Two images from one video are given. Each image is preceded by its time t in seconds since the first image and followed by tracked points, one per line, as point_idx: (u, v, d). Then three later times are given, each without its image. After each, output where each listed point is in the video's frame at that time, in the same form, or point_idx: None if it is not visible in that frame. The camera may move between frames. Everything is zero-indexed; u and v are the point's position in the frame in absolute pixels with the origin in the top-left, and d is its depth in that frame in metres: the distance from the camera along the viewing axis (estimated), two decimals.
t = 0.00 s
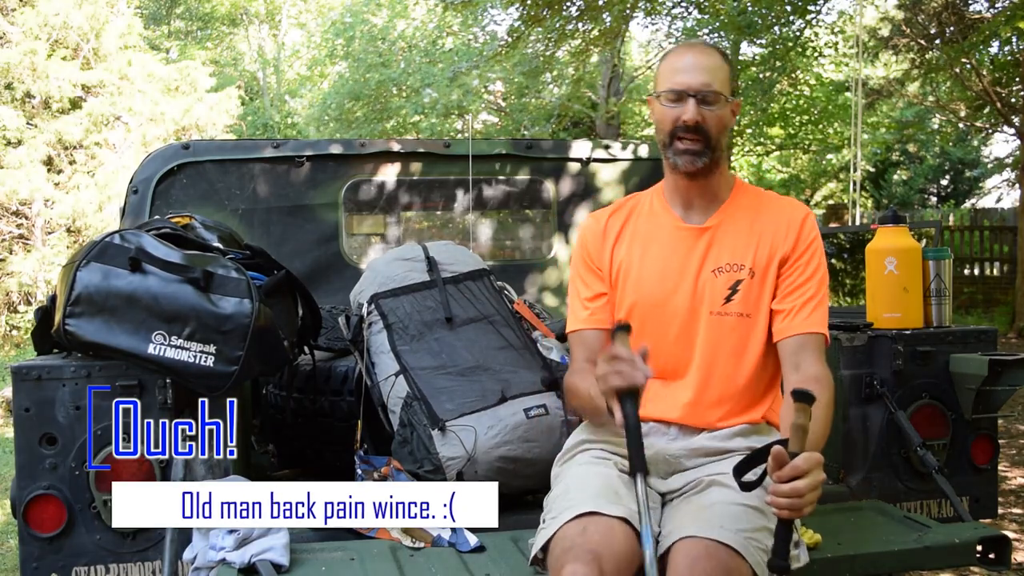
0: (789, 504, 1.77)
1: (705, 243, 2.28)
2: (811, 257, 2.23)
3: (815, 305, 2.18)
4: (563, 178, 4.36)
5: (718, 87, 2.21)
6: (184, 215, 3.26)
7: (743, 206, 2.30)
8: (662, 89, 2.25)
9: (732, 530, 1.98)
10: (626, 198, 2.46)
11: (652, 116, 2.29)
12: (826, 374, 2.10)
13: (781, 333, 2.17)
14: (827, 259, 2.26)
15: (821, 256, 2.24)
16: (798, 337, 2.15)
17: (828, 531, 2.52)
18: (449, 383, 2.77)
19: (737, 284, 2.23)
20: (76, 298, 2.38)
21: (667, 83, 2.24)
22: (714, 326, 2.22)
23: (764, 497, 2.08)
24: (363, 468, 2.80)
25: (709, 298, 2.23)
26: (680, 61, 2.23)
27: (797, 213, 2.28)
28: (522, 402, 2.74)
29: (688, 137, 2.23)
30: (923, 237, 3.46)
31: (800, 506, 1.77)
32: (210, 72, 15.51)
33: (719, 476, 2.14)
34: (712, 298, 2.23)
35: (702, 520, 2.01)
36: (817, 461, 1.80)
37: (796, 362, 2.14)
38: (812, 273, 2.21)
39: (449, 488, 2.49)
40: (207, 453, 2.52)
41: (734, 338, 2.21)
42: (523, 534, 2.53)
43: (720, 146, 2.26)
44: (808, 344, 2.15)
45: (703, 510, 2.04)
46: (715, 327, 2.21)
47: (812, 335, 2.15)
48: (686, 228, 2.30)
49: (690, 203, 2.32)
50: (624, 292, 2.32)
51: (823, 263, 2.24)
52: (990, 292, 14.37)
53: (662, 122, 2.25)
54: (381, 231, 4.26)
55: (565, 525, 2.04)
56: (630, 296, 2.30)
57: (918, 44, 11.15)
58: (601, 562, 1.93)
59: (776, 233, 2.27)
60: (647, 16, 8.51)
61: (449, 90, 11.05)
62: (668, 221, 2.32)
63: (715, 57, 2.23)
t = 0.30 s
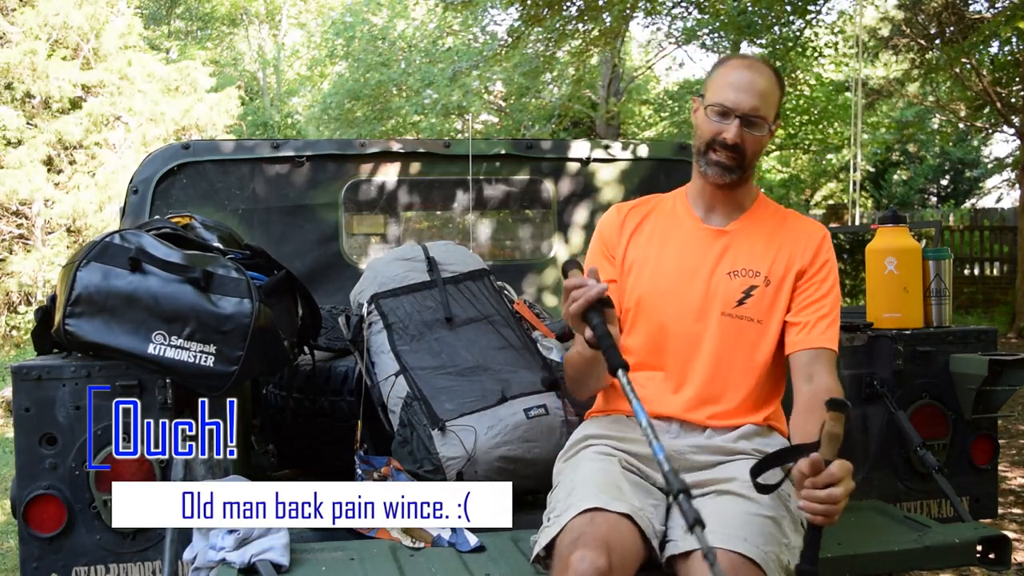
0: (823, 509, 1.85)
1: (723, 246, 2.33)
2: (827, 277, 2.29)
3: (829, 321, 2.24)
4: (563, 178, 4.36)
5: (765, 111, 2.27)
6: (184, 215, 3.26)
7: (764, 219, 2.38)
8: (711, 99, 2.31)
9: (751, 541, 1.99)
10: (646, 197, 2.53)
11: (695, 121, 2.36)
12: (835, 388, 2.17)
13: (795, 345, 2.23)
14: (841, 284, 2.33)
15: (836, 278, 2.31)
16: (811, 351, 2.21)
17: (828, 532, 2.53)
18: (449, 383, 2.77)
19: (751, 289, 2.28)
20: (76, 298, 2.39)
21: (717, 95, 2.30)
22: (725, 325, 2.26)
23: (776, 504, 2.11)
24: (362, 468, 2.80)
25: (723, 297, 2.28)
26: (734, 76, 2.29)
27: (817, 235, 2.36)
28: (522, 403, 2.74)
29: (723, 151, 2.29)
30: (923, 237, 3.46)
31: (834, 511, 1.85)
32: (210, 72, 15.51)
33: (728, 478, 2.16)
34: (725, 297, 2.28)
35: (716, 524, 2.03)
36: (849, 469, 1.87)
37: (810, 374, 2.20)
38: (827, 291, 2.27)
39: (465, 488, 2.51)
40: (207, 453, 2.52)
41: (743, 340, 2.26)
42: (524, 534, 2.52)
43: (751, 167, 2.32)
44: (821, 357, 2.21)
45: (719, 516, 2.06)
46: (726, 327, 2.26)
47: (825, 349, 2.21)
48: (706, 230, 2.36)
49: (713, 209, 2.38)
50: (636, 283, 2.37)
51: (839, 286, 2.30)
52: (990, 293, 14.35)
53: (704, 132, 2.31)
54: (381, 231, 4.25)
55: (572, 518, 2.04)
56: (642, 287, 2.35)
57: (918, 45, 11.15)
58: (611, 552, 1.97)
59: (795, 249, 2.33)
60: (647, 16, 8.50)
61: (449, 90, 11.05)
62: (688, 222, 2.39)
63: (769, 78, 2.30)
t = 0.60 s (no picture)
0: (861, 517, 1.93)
1: (747, 255, 2.52)
2: (846, 301, 2.46)
3: (847, 344, 2.40)
4: (562, 178, 4.36)
5: (814, 135, 2.46)
6: (184, 215, 3.26)
7: (791, 238, 2.56)
8: (768, 114, 2.50)
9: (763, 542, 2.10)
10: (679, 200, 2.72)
11: (748, 132, 2.56)
12: (855, 408, 2.32)
13: (817, 362, 2.40)
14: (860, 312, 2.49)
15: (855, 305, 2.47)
16: (830, 370, 2.37)
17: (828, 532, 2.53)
18: (449, 383, 2.77)
19: (771, 300, 2.45)
20: (76, 298, 2.39)
21: (773, 111, 2.49)
22: (743, 329, 2.43)
23: (781, 501, 2.20)
24: (362, 468, 2.80)
25: (744, 302, 2.45)
26: (792, 95, 2.48)
27: (844, 262, 2.53)
28: (522, 402, 2.74)
29: (767, 165, 2.49)
30: (922, 236, 3.45)
31: (873, 519, 1.94)
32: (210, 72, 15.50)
33: (734, 474, 2.28)
34: (747, 303, 2.45)
35: (727, 525, 2.14)
36: (888, 478, 1.95)
37: (832, 392, 2.36)
38: (846, 314, 2.44)
39: (466, 488, 2.51)
40: (207, 453, 2.52)
41: (759, 346, 2.43)
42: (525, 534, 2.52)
43: (790, 185, 2.51)
44: (842, 377, 2.37)
45: (730, 516, 2.15)
46: (744, 332, 2.43)
47: (845, 369, 2.37)
48: (735, 236, 2.55)
49: (744, 219, 2.57)
50: (658, 277, 2.54)
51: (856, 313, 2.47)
52: (990, 292, 14.34)
53: (755, 144, 2.50)
54: (381, 231, 4.25)
55: (558, 489, 2.23)
56: (664, 283, 2.52)
57: (918, 45, 11.17)
58: (587, 517, 2.12)
59: (821, 270, 2.50)
60: (647, 16, 8.51)
61: (449, 90, 11.05)
62: (717, 228, 2.57)
63: (826, 107, 2.50)
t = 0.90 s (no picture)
0: (873, 523, 1.96)
1: (758, 264, 2.56)
2: (856, 314, 2.51)
3: (857, 357, 2.44)
4: (562, 177, 4.36)
5: (835, 145, 2.49)
6: (184, 215, 3.26)
7: (804, 248, 2.60)
8: (789, 121, 2.52)
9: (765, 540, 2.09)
10: (692, 202, 2.75)
11: (767, 138, 2.57)
12: (863, 420, 2.35)
13: (828, 375, 2.43)
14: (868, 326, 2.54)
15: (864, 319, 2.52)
16: (838, 384, 2.40)
17: (827, 531, 2.53)
18: (450, 383, 2.77)
19: (780, 310, 2.49)
20: (76, 298, 2.39)
21: (795, 119, 2.51)
22: (753, 338, 2.47)
23: (777, 496, 2.21)
24: (362, 468, 2.85)
25: (754, 312, 2.49)
26: (814, 104, 2.50)
27: (855, 275, 2.57)
28: (522, 402, 2.74)
29: (787, 172, 2.52)
30: (922, 236, 3.45)
31: (883, 524, 1.96)
32: (210, 72, 15.50)
33: (721, 466, 2.33)
34: (756, 312, 2.49)
35: (723, 521, 2.16)
36: (900, 482, 1.96)
37: (841, 405, 2.38)
38: (856, 327, 2.49)
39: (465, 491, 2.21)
40: (207, 454, 2.52)
41: (767, 356, 2.47)
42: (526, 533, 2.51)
43: (808, 193, 2.55)
44: (851, 391, 2.40)
45: (724, 513, 2.18)
46: (753, 341, 2.47)
47: (854, 383, 2.40)
48: (747, 244, 2.58)
49: (758, 227, 2.62)
50: (669, 281, 2.58)
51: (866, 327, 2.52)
52: (990, 292, 14.34)
53: (775, 150, 2.53)
54: (381, 231, 4.25)
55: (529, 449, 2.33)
56: (675, 288, 2.56)
57: (917, 44, 11.20)
58: (520, 472, 2.18)
59: (832, 282, 2.54)
60: (647, 15, 8.52)
61: (449, 90, 11.07)
62: (730, 234, 2.61)
63: (848, 119, 2.52)
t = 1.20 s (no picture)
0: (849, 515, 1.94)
1: (754, 265, 2.56)
2: (856, 312, 2.49)
3: (855, 357, 2.42)
4: (562, 177, 4.36)
5: (819, 139, 2.48)
6: (184, 215, 3.26)
7: (802, 247, 2.59)
8: (772, 119, 2.53)
9: (745, 535, 2.08)
10: (691, 204, 2.77)
11: (753, 137, 2.59)
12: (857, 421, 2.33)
13: (824, 375, 2.41)
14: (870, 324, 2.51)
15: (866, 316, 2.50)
16: (834, 385, 2.39)
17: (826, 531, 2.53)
18: (449, 383, 2.78)
19: (776, 311, 2.49)
20: (76, 298, 2.39)
21: (778, 116, 2.51)
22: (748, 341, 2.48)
23: (764, 496, 2.21)
24: (362, 469, 2.84)
25: (749, 313, 2.50)
26: (796, 100, 2.50)
27: (856, 273, 2.55)
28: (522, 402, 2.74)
29: (773, 171, 2.52)
30: (923, 236, 3.45)
31: (860, 516, 1.93)
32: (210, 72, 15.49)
33: (713, 468, 2.32)
34: (751, 314, 2.50)
35: (699, 517, 2.15)
36: (878, 475, 1.95)
37: (835, 404, 2.37)
38: (856, 326, 2.47)
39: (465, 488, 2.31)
40: (207, 453, 2.52)
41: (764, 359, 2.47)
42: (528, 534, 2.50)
43: (797, 190, 2.54)
44: (847, 391, 2.38)
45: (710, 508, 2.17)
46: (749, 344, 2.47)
47: (851, 385, 2.38)
48: (742, 246, 2.59)
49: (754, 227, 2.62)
50: (665, 285, 2.62)
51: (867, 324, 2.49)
52: (990, 292, 14.34)
53: (759, 148, 2.54)
54: (380, 231, 4.25)
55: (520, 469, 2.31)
56: (671, 292, 2.60)
57: (917, 44, 11.20)
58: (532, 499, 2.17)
59: (831, 280, 2.53)
60: (647, 15, 8.52)
61: (449, 89, 11.09)
62: (726, 236, 2.62)
63: (831, 111, 2.51)
